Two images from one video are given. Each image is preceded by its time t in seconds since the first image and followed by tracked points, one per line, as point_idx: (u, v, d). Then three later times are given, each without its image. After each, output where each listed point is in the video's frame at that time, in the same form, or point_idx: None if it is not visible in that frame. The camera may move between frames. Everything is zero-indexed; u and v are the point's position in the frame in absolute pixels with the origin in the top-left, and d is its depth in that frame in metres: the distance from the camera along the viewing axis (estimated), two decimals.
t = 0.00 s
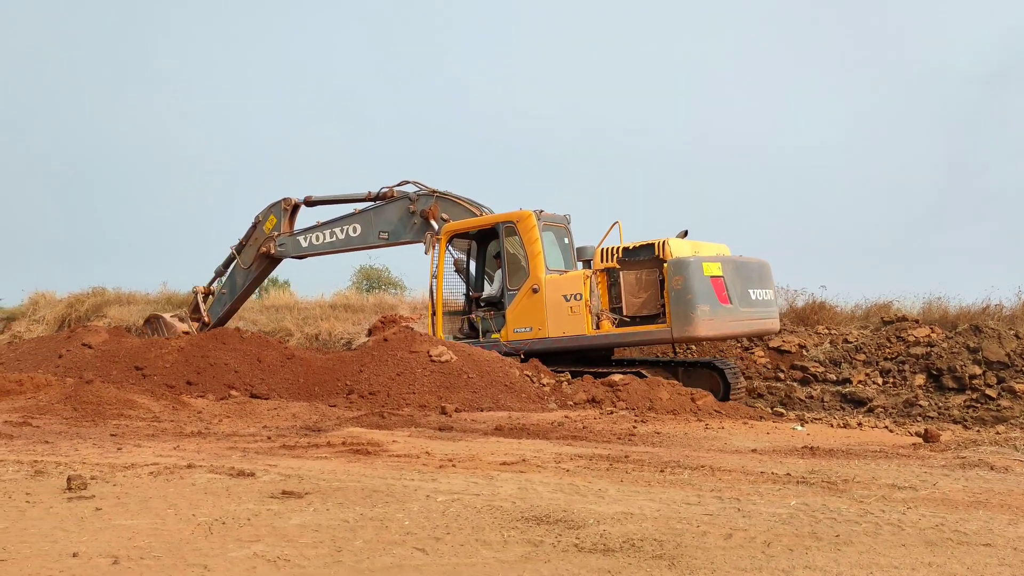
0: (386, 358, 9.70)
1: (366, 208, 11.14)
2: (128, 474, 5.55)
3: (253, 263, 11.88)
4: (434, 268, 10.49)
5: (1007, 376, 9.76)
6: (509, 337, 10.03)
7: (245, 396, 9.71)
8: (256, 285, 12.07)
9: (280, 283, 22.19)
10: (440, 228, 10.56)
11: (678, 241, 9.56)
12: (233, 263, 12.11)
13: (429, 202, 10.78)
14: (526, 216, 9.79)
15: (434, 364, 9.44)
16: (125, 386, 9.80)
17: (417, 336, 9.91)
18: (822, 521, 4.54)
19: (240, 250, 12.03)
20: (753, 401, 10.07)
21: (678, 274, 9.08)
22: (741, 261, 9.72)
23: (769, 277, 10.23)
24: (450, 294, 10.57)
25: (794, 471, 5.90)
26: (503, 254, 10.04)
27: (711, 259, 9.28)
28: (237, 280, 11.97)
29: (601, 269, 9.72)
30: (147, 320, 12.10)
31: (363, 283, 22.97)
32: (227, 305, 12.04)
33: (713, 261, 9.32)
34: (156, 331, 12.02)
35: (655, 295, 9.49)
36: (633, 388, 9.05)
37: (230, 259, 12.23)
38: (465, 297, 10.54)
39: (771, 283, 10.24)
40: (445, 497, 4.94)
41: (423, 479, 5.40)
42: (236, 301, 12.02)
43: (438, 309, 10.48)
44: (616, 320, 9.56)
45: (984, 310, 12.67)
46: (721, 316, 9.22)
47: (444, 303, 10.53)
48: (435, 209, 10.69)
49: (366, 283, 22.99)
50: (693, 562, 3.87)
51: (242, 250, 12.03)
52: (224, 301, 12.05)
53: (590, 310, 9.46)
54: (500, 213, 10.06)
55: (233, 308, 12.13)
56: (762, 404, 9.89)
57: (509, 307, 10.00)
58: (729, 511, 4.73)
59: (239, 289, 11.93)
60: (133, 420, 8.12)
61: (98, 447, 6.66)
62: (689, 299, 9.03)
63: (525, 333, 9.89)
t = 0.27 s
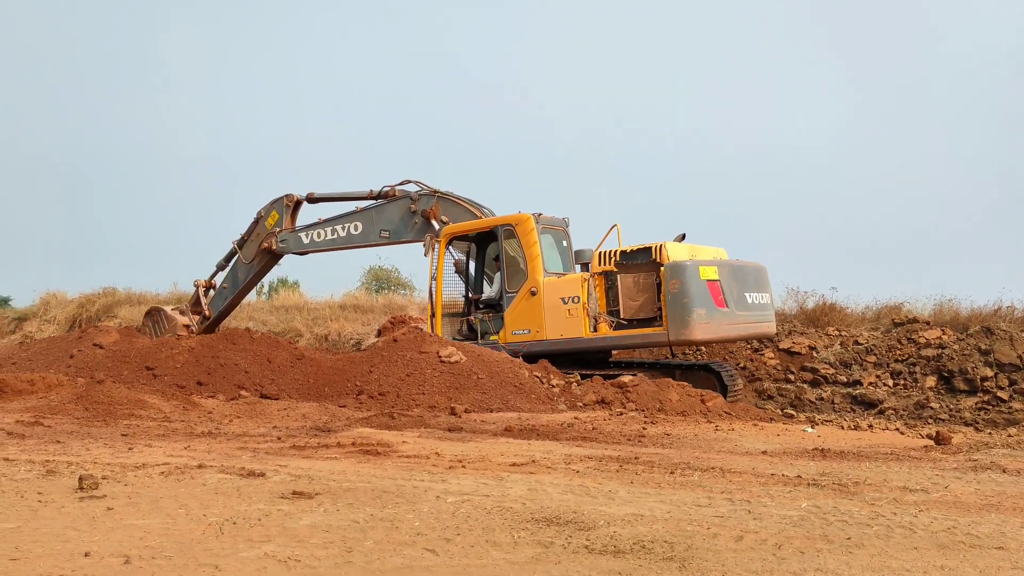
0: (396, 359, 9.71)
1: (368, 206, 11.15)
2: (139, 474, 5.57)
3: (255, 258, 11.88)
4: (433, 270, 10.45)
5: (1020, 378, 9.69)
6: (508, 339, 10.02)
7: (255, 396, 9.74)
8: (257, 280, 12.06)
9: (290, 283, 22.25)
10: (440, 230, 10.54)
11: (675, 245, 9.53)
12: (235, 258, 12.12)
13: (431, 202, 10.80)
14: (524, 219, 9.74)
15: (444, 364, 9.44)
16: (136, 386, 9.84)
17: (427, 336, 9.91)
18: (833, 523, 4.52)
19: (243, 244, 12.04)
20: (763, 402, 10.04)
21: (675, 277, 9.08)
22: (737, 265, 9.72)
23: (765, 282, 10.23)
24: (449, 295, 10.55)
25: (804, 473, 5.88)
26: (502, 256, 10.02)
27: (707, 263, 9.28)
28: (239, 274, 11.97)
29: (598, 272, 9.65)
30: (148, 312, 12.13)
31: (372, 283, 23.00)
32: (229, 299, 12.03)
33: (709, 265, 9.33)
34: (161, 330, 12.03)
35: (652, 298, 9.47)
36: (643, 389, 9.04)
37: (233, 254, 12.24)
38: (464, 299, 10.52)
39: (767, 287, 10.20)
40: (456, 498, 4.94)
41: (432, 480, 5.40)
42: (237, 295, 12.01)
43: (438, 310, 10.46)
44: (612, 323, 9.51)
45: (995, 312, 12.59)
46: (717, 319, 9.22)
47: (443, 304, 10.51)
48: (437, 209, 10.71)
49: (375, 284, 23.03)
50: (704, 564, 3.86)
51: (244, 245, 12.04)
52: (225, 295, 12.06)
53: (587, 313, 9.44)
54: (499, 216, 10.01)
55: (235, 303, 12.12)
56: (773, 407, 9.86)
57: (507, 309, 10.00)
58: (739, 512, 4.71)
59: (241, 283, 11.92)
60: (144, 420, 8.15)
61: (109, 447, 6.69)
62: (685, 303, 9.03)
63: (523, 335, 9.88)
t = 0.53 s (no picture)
0: (403, 359, 9.72)
1: (369, 205, 11.17)
2: (149, 474, 5.59)
3: (255, 255, 11.90)
4: (431, 273, 10.43)
5: None
6: (505, 342, 10.00)
7: (264, 397, 9.78)
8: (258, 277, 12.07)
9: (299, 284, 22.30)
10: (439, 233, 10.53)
11: (671, 249, 9.56)
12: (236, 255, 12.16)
13: (431, 203, 10.80)
14: (522, 223, 9.73)
15: (452, 365, 9.43)
16: (145, 386, 9.89)
17: (435, 337, 9.91)
18: (842, 525, 4.50)
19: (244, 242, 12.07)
20: (771, 404, 10.01)
21: (671, 280, 9.11)
22: (734, 268, 9.71)
23: (762, 284, 10.22)
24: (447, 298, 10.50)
25: (813, 474, 5.86)
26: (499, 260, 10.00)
27: (703, 266, 9.29)
28: (240, 271, 11.99)
29: (595, 275, 9.66)
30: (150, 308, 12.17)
31: (381, 284, 23.03)
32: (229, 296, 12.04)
33: (705, 268, 9.34)
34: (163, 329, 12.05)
35: (648, 301, 9.47)
36: (651, 391, 9.03)
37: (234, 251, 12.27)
38: (461, 301, 10.50)
39: (763, 290, 10.18)
40: (463, 500, 4.93)
41: (440, 481, 5.41)
42: (238, 292, 12.02)
43: (437, 313, 10.39)
44: (609, 325, 9.52)
45: (1005, 314, 12.52)
46: (713, 322, 9.24)
47: (442, 306, 10.45)
48: (437, 210, 10.71)
49: (383, 285, 23.06)
50: (713, 566, 3.85)
51: (245, 242, 12.07)
52: (226, 292, 12.08)
53: (584, 316, 9.45)
54: (497, 220, 10.00)
55: (235, 300, 12.12)
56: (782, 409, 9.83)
57: (504, 312, 10.00)
58: (748, 514, 4.70)
59: (242, 279, 11.94)
60: (152, 420, 8.19)
61: (118, 447, 6.72)
62: (681, 306, 9.05)
63: (520, 337, 9.88)
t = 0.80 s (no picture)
0: (408, 360, 9.73)
1: (371, 203, 11.17)
2: (155, 475, 5.61)
3: (257, 252, 11.90)
4: (432, 274, 10.40)
5: None
6: (506, 343, 10.00)
7: (270, 397, 9.81)
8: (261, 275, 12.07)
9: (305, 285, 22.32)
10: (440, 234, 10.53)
11: (671, 251, 9.54)
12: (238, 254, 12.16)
13: (433, 202, 10.82)
14: (523, 224, 9.73)
15: (457, 366, 9.43)
16: (152, 387, 9.93)
17: (441, 338, 9.91)
18: (849, 527, 4.49)
19: (246, 240, 12.08)
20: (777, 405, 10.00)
21: (670, 283, 9.12)
22: (734, 270, 9.70)
23: (761, 286, 10.21)
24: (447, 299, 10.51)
25: (819, 476, 5.85)
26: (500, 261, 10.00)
27: (702, 268, 9.29)
28: (243, 269, 11.99)
29: (595, 276, 9.64)
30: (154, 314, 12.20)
31: (387, 285, 23.06)
32: (232, 295, 12.03)
33: (705, 270, 9.34)
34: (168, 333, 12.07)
35: (648, 303, 9.43)
36: (656, 392, 9.02)
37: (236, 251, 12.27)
38: (462, 302, 10.50)
39: (761, 292, 10.15)
40: (469, 501, 4.93)
41: (446, 482, 5.41)
42: (241, 291, 12.01)
43: (437, 313, 10.42)
44: (609, 327, 9.50)
45: (1012, 314, 12.48)
46: (713, 324, 9.24)
47: (443, 307, 10.46)
48: (438, 209, 10.74)
49: (389, 286, 23.08)
50: (719, 567, 3.84)
51: (246, 240, 12.07)
52: (230, 292, 12.08)
53: (584, 318, 9.45)
54: (498, 221, 10.00)
55: (239, 299, 12.10)
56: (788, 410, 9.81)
57: (504, 314, 10.00)
58: (754, 515, 4.69)
59: (245, 277, 11.94)
60: (160, 421, 8.21)
61: (125, 448, 6.74)
62: (681, 308, 9.05)
63: (521, 339, 9.88)
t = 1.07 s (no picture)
0: (414, 361, 9.73)
1: (374, 200, 11.19)
2: (161, 476, 5.62)
3: (261, 249, 11.93)
4: (437, 274, 10.39)
5: None
6: (511, 344, 10.01)
7: (275, 398, 9.82)
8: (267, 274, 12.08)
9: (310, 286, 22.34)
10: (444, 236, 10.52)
11: (676, 251, 9.53)
12: (241, 256, 12.18)
13: (438, 201, 10.85)
14: (528, 225, 9.73)
15: (462, 367, 9.43)
16: (158, 388, 9.95)
17: (446, 339, 9.92)
18: (855, 528, 4.48)
19: (248, 241, 12.08)
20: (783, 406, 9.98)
21: (676, 283, 9.10)
22: (739, 270, 9.68)
23: (766, 286, 10.19)
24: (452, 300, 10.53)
25: (825, 476, 5.83)
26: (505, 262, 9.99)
27: (708, 269, 9.27)
28: (248, 270, 12.00)
29: (601, 277, 9.60)
30: (163, 327, 12.17)
31: (391, 286, 23.07)
32: (240, 297, 12.05)
33: (710, 270, 9.32)
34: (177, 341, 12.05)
35: (654, 303, 9.45)
36: (662, 393, 9.01)
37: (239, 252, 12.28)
38: (468, 304, 10.50)
39: (767, 292, 10.14)
40: (475, 501, 4.94)
41: (451, 483, 5.41)
42: (249, 291, 12.03)
43: (442, 314, 10.42)
44: (615, 328, 9.47)
45: (1018, 314, 12.44)
46: (719, 325, 9.22)
47: (447, 308, 10.47)
48: (443, 209, 10.77)
49: (394, 287, 23.10)
50: (725, 568, 3.84)
51: (249, 240, 12.10)
52: (237, 293, 12.08)
53: (590, 318, 9.44)
54: (503, 222, 10.00)
55: (246, 300, 12.13)
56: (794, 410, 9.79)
57: (510, 315, 9.99)
58: (760, 516, 4.68)
59: (251, 277, 11.95)
60: (165, 422, 8.24)
61: (132, 449, 6.75)
62: (687, 309, 9.03)
63: (526, 340, 9.89)
